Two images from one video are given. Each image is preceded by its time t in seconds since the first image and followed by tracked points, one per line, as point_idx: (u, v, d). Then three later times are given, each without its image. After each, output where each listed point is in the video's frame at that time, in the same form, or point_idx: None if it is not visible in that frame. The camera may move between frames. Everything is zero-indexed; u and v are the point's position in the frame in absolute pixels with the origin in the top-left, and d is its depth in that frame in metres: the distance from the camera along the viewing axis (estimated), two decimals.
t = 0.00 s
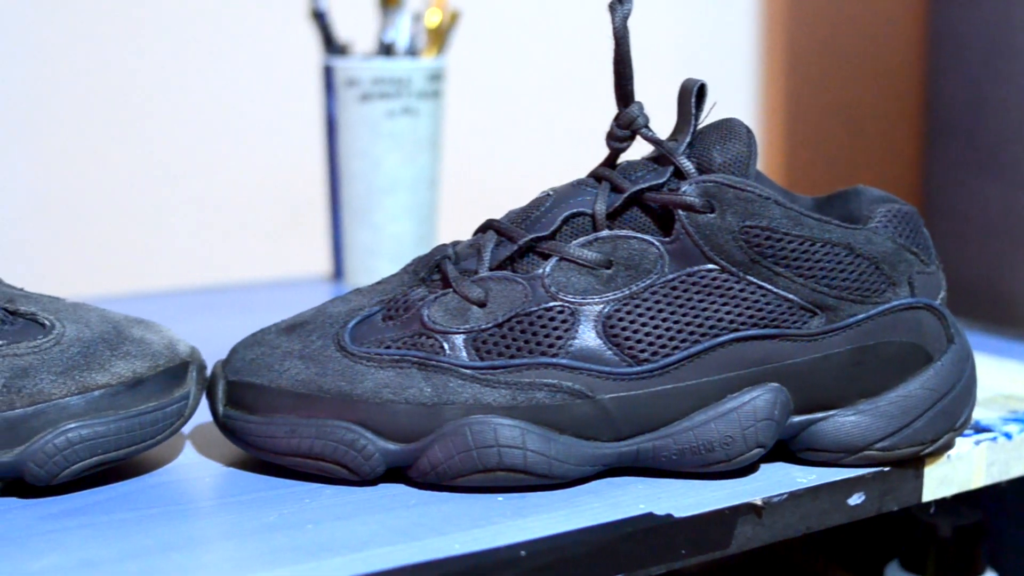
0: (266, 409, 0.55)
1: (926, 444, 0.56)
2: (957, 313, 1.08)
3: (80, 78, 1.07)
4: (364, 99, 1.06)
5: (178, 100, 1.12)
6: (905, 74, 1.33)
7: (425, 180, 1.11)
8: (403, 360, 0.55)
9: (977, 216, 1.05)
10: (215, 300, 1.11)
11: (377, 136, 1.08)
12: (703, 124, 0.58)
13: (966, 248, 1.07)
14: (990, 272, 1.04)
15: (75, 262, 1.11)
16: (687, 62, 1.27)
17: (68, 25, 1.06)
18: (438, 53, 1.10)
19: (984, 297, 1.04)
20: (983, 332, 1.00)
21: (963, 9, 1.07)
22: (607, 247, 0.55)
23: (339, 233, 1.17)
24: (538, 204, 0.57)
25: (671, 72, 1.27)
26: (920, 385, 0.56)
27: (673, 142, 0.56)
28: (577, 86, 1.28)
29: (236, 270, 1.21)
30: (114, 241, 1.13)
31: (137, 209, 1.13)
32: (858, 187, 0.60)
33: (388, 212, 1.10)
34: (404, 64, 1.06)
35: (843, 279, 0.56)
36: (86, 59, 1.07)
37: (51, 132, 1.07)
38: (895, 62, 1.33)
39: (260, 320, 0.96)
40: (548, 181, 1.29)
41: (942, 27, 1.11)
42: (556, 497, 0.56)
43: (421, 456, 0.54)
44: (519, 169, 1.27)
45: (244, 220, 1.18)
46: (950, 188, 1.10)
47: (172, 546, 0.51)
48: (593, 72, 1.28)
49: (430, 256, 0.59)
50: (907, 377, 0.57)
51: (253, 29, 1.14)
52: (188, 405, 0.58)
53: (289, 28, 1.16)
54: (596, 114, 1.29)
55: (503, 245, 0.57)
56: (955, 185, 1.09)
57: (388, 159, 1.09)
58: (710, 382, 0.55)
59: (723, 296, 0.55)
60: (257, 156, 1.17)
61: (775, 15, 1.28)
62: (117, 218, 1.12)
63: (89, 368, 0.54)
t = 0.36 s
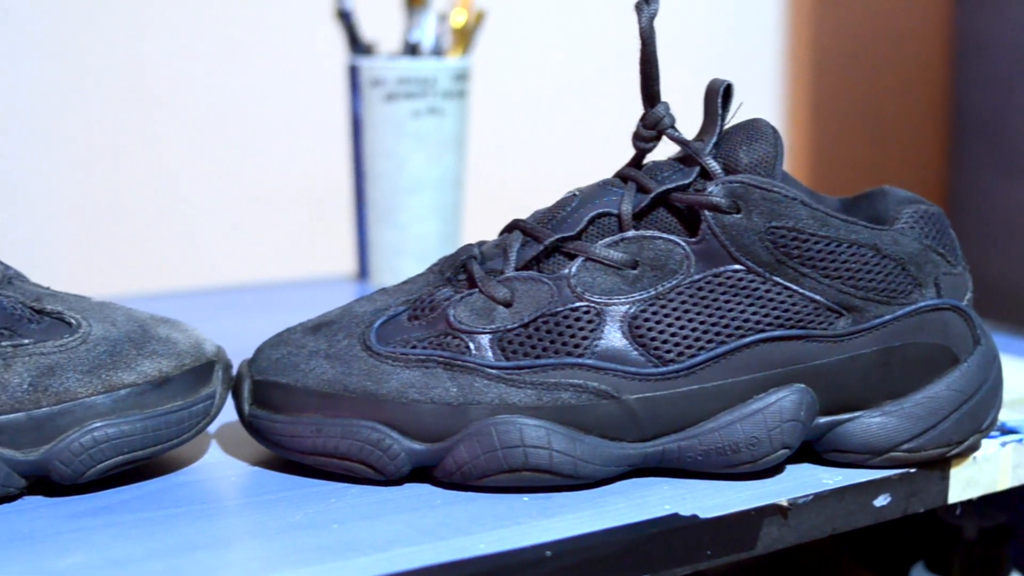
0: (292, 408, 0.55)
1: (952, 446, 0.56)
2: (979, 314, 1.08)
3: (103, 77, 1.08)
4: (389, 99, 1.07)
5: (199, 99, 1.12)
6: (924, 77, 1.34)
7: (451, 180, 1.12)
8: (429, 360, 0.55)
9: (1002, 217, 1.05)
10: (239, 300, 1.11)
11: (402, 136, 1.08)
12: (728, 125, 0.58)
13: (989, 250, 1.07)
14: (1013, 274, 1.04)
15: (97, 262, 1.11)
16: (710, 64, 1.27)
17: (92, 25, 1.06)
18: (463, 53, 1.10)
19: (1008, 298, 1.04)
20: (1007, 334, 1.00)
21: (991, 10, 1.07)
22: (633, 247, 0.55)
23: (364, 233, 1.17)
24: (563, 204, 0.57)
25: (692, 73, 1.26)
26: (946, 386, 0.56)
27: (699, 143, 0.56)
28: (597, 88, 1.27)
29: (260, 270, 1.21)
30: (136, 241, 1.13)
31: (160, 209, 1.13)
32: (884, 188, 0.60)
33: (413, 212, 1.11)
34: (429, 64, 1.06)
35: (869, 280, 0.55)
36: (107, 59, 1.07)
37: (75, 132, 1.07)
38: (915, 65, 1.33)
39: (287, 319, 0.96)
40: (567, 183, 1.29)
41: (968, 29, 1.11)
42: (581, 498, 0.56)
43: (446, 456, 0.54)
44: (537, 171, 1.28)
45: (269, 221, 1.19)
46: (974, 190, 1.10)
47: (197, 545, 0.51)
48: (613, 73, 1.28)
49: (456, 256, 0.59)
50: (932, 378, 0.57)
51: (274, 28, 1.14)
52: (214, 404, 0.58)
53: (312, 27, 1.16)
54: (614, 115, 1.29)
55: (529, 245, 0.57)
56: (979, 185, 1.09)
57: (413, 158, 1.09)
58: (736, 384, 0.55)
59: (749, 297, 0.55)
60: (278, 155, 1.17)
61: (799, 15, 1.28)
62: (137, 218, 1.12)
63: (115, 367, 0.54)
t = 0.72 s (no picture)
0: (320, 407, 0.55)
1: (980, 448, 0.56)
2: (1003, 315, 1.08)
3: (129, 77, 1.09)
4: (416, 99, 1.07)
5: (222, 98, 1.14)
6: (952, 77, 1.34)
7: (477, 180, 1.12)
8: (456, 360, 0.55)
9: None
10: (266, 299, 1.12)
11: (428, 135, 1.08)
12: (756, 126, 0.58)
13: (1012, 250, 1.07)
14: None
15: (128, 259, 1.13)
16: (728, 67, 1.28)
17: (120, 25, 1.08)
18: (489, 53, 1.11)
19: None
20: None
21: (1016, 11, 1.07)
22: (661, 248, 0.55)
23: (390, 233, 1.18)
24: (591, 205, 0.57)
25: (709, 73, 1.27)
26: (974, 388, 0.56)
27: (727, 143, 0.56)
28: (615, 88, 1.29)
29: (286, 269, 1.22)
30: (163, 239, 1.15)
31: (185, 208, 1.15)
32: (912, 189, 0.60)
33: (439, 212, 1.11)
34: (456, 64, 1.06)
35: (897, 281, 0.55)
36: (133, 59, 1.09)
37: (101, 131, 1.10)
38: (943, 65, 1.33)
39: (316, 317, 0.97)
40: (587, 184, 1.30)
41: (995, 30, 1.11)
42: (607, 498, 0.56)
43: (473, 456, 0.54)
44: (554, 170, 1.30)
45: (294, 220, 1.20)
46: (999, 190, 1.10)
47: (225, 544, 0.51)
48: (630, 74, 1.29)
49: (483, 256, 0.59)
50: (959, 380, 0.57)
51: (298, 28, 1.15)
52: (241, 403, 0.58)
53: (337, 27, 1.17)
54: (633, 115, 1.30)
55: (557, 245, 0.57)
56: (1005, 185, 1.09)
57: (440, 158, 1.09)
58: (763, 385, 0.55)
59: (777, 297, 0.55)
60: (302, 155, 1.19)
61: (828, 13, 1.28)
62: (163, 216, 1.14)
63: (144, 366, 0.54)
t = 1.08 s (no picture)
0: (348, 407, 0.55)
1: (1008, 450, 0.56)
2: None
3: (155, 79, 1.12)
4: (443, 99, 1.07)
5: (245, 99, 1.17)
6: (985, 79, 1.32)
7: (503, 181, 1.12)
8: (484, 360, 0.55)
9: None
10: (291, 298, 1.14)
11: (455, 136, 1.08)
12: (785, 126, 0.58)
13: None
14: None
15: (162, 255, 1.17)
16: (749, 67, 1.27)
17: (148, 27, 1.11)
18: (516, 54, 1.11)
19: None
20: None
21: None
22: (689, 248, 0.55)
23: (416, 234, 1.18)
24: (619, 205, 0.57)
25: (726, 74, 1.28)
26: (1003, 390, 0.56)
27: (756, 144, 0.56)
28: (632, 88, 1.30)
29: (310, 268, 1.25)
30: (189, 237, 1.18)
31: (210, 207, 1.18)
32: (941, 189, 0.60)
33: (468, 211, 1.11)
34: (483, 64, 1.06)
35: (926, 283, 0.55)
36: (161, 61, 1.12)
37: (129, 130, 1.13)
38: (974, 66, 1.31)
39: (343, 316, 0.98)
40: (605, 186, 1.31)
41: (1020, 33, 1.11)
42: (634, 499, 0.55)
43: (501, 456, 0.54)
44: (569, 165, 1.33)
45: (318, 218, 1.23)
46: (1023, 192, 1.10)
47: (253, 543, 0.51)
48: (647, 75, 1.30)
49: (511, 256, 0.59)
50: (988, 382, 0.57)
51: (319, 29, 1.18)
52: (269, 403, 0.58)
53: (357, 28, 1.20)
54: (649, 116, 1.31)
55: (585, 245, 0.57)
56: None
57: (467, 156, 1.09)
58: (792, 386, 0.54)
59: (805, 299, 0.55)
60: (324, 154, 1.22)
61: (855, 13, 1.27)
62: (189, 215, 1.17)
63: (172, 365, 0.55)
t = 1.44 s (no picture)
0: (375, 407, 0.55)
1: None
2: None
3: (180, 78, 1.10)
4: (469, 99, 1.07)
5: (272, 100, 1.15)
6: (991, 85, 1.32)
7: (530, 181, 1.12)
8: (511, 360, 0.55)
9: None
10: (319, 299, 1.13)
11: (481, 136, 1.08)
12: (812, 127, 0.58)
13: None
14: None
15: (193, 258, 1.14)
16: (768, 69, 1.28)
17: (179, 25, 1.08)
18: (542, 54, 1.12)
19: None
20: None
21: None
22: (716, 249, 0.55)
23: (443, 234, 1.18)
24: (645, 206, 0.57)
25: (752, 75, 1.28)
26: None
27: (783, 145, 0.56)
28: (656, 89, 1.30)
29: (342, 270, 1.24)
30: (217, 239, 1.15)
31: (240, 208, 1.16)
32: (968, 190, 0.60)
33: (494, 212, 1.11)
34: (509, 64, 1.07)
35: (952, 284, 0.55)
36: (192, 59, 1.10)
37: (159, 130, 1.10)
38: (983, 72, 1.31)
39: (373, 318, 0.97)
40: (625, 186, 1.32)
41: None
42: (659, 499, 0.55)
43: (527, 456, 0.54)
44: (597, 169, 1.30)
45: (350, 221, 1.21)
46: None
47: (279, 542, 0.51)
48: (671, 76, 1.30)
49: (538, 256, 0.59)
50: (1014, 383, 0.57)
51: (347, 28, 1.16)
52: (296, 402, 0.58)
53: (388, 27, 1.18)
54: (672, 116, 1.31)
55: (611, 246, 0.57)
56: None
57: (493, 159, 1.09)
58: (819, 387, 0.54)
59: (832, 300, 0.54)
60: (353, 155, 1.20)
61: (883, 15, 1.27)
62: (220, 217, 1.15)
63: (199, 365, 0.55)
